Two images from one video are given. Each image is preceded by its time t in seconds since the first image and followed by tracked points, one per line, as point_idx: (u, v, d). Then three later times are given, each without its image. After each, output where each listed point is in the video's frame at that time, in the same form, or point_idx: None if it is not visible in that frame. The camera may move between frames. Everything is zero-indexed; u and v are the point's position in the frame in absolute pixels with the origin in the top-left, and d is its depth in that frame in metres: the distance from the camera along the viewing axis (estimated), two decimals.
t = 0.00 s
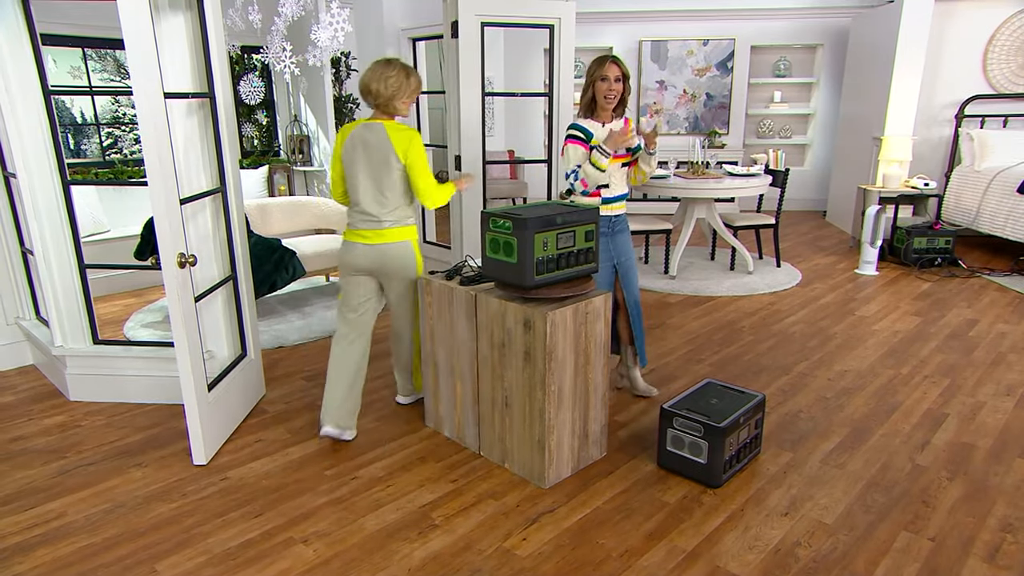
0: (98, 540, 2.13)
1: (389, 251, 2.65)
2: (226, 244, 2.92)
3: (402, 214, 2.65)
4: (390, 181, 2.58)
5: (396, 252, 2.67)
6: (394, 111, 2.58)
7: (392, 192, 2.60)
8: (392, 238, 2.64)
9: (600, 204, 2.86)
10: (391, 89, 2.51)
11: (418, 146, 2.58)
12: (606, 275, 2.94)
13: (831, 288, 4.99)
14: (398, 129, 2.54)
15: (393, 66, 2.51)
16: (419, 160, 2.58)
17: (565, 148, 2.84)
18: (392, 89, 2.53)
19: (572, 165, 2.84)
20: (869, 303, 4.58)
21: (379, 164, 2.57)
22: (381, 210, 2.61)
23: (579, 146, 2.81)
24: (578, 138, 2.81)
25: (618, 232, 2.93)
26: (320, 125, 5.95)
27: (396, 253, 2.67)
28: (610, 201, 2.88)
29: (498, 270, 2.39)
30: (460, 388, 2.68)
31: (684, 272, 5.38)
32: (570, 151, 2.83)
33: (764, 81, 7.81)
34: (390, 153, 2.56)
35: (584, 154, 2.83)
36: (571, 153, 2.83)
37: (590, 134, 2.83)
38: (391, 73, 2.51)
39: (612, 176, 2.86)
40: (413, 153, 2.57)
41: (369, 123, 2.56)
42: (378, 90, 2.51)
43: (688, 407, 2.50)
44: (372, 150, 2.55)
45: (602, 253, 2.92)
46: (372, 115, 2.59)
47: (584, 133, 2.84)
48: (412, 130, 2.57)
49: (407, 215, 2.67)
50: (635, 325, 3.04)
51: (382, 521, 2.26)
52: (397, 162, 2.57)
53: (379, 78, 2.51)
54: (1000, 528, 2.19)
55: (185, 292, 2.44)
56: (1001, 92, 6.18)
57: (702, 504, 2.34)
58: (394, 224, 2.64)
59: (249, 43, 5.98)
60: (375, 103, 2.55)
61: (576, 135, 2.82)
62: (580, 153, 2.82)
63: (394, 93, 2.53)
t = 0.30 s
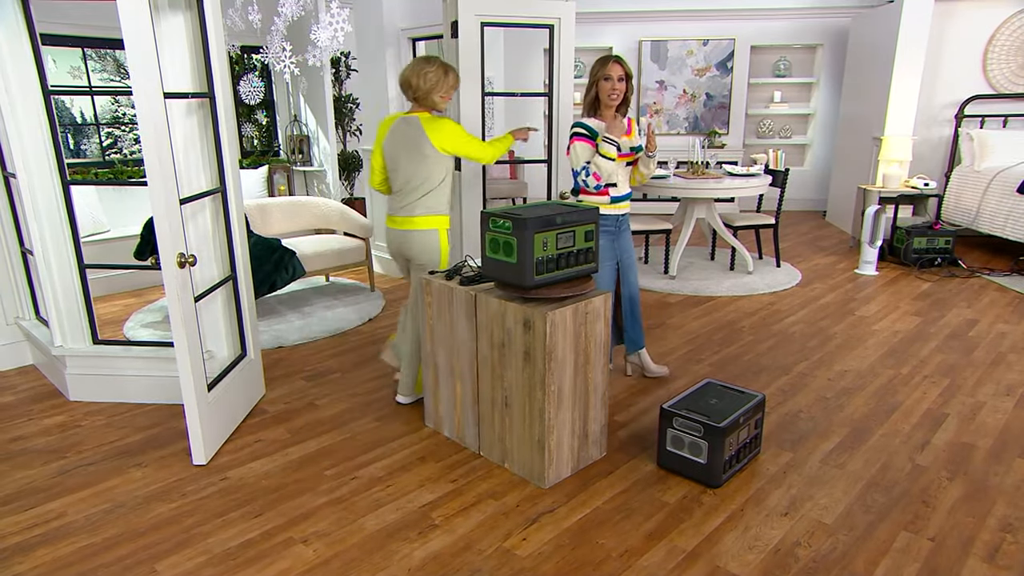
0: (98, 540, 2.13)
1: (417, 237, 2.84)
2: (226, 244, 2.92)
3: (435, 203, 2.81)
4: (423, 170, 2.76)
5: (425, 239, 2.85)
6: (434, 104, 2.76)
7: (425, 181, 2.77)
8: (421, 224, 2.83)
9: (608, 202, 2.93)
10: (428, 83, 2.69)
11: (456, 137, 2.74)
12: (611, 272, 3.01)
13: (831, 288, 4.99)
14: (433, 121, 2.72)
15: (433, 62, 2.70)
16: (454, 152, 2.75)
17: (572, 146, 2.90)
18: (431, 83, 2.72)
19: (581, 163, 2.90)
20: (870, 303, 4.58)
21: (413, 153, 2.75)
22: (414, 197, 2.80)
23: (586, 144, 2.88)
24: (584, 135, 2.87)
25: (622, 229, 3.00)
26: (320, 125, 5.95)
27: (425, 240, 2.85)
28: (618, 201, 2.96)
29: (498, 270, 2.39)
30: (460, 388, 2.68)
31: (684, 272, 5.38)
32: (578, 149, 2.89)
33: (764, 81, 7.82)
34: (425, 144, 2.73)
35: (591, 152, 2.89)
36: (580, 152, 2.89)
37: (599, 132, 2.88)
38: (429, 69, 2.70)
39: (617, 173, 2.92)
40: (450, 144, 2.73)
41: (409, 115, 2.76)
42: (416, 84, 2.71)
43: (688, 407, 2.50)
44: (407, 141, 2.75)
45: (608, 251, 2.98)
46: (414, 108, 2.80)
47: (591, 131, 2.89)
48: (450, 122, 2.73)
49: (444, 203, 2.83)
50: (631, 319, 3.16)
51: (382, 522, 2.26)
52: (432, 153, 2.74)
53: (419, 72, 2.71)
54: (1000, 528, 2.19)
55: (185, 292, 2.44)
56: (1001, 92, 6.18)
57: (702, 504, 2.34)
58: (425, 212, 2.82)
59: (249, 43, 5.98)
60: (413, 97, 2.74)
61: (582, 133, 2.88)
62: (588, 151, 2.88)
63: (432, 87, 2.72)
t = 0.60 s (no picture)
0: (98, 540, 2.13)
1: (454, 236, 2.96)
2: (226, 243, 2.92)
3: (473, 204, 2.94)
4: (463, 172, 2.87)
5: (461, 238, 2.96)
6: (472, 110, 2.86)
7: (464, 180, 2.89)
8: (458, 221, 2.95)
9: (627, 202, 2.99)
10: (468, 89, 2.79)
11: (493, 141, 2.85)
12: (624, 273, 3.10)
13: (831, 287, 4.99)
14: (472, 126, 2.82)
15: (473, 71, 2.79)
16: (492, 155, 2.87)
17: (593, 153, 2.87)
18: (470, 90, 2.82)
19: (603, 170, 2.89)
20: (869, 303, 4.58)
21: (454, 155, 2.86)
22: (453, 197, 2.94)
23: (608, 150, 2.87)
24: (604, 140, 2.86)
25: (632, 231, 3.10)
26: (319, 125, 5.95)
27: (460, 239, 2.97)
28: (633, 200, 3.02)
29: (498, 270, 2.39)
30: (459, 388, 2.68)
31: (684, 272, 5.38)
32: (601, 155, 2.88)
33: (764, 81, 7.82)
34: (464, 146, 2.85)
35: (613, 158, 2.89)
36: (602, 159, 2.88)
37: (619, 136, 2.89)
38: (467, 77, 2.78)
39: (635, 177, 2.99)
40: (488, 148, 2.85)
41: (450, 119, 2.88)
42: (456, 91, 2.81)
43: (688, 407, 2.50)
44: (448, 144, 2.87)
45: (625, 252, 3.06)
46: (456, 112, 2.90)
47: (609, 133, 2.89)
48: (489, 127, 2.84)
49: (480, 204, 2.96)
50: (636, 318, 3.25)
51: (382, 521, 2.26)
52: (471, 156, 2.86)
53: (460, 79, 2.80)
54: (1000, 528, 2.19)
55: (185, 292, 2.44)
56: (1001, 92, 6.18)
57: (702, 504, 2.34)
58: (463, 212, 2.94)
59: (248, 43, 5.98)
60: (454, 102, 2.85)
61: (603, 139, 2.87)
62: (610, 157, 2.88)
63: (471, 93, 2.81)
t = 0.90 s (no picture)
0: (96, 541, 2.13)
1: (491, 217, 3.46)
2: (224, 243, 2.92)
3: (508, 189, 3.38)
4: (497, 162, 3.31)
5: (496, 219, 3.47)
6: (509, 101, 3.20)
7: (500, 171, 3.33)
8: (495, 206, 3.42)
9: (652, 200, 3.03)
10: (508, 85, 3.11)
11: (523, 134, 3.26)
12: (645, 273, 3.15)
13: (830, 287, 4.99)
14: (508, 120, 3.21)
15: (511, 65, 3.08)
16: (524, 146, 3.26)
17: (626, 156, 2.86)
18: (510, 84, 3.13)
19: (636, 173, 2.90)
20: (868, 303, 4.58)
21: (491, 148, 3.31)
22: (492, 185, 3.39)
23: (641, 152, 2.88)
24: (635, 143, 2.87)
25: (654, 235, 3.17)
26: (318, 125, 5.95)
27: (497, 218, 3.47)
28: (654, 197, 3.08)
29: (496, 270, 2.38)
30: (458, 388, 2.68)
31: (683, 272, 5.38)
32: (635, 158, 2.88)
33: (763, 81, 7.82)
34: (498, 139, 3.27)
35: (644, 159, 2.90)
36: (635, 162, 2.88)
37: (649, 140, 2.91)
38: (508, 71, 3.08)
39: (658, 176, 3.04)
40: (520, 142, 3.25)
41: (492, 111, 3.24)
42: (498, 86, 3.12)
43: (687, 407, 2.49)
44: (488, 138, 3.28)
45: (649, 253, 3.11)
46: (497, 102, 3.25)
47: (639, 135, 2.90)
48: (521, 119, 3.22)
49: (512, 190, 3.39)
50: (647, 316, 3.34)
51: (380, 522, 2.26)
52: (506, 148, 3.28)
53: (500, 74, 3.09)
54: (999, 528, 2.19)
55: (183, 293, 2.44)
56: (1000, 92, 6.19)
57: (701, 504, 2.33)
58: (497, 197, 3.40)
59: (248, 43, 5.97)
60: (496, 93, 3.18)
61: (635, 141, 2.88)
62: (642, 159, 2.89)
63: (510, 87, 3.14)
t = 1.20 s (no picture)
0: (85, 545, 2.11)
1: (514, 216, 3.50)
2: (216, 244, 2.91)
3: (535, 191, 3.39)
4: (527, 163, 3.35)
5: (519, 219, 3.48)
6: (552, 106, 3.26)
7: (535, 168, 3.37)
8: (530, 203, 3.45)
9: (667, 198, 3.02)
10: (546, 89, 3.18)
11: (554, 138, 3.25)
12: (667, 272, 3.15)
13: (825, 287, 4.99)
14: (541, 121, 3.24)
15: (550, 70, 3.16)
16: (550, 151, 3.25)
17: (649, 157, 2.79)
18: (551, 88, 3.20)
19: (659, 173, 2.84)
20: (863, 303, 4.58)
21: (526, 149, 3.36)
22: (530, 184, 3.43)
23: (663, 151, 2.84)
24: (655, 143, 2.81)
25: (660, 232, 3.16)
26: (312, 125, 5.95)
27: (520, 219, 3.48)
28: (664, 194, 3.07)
29: (489, 271, 2.37)
30: (451, 390, 2.67)
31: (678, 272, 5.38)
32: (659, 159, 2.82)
33: (758, 81, 7.82)
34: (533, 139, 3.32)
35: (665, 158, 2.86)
36: (658, 162, 2.82)
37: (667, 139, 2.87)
38: (547, 74, 3.16)
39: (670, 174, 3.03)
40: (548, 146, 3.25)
41: (531, 115, 3.29)
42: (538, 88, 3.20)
43: (680, 408, 2.49)
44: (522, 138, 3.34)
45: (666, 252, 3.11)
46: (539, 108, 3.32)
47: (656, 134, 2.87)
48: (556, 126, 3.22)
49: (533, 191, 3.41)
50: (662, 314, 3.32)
51: (373, 524, 2.24)
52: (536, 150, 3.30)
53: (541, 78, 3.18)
54: (992, 528, 2.19)
55: (174, 294, 2.42)
56: (994, 92, 6.20)
57: (695, 505, 2.33)
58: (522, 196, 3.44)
59: (241, 43, 5.94)
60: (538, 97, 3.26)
61: (654, 141, 2.83)
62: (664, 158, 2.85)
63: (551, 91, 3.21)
